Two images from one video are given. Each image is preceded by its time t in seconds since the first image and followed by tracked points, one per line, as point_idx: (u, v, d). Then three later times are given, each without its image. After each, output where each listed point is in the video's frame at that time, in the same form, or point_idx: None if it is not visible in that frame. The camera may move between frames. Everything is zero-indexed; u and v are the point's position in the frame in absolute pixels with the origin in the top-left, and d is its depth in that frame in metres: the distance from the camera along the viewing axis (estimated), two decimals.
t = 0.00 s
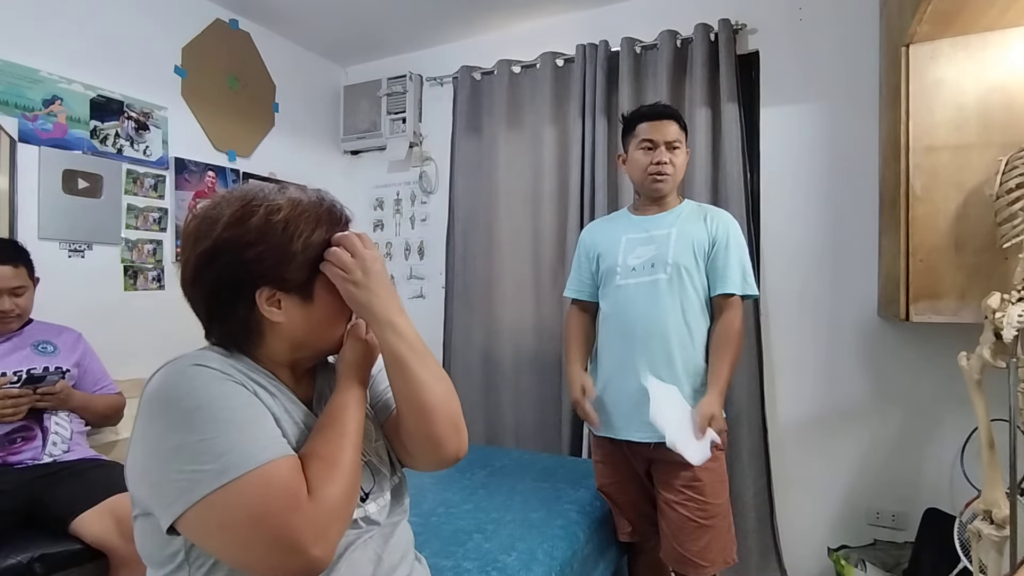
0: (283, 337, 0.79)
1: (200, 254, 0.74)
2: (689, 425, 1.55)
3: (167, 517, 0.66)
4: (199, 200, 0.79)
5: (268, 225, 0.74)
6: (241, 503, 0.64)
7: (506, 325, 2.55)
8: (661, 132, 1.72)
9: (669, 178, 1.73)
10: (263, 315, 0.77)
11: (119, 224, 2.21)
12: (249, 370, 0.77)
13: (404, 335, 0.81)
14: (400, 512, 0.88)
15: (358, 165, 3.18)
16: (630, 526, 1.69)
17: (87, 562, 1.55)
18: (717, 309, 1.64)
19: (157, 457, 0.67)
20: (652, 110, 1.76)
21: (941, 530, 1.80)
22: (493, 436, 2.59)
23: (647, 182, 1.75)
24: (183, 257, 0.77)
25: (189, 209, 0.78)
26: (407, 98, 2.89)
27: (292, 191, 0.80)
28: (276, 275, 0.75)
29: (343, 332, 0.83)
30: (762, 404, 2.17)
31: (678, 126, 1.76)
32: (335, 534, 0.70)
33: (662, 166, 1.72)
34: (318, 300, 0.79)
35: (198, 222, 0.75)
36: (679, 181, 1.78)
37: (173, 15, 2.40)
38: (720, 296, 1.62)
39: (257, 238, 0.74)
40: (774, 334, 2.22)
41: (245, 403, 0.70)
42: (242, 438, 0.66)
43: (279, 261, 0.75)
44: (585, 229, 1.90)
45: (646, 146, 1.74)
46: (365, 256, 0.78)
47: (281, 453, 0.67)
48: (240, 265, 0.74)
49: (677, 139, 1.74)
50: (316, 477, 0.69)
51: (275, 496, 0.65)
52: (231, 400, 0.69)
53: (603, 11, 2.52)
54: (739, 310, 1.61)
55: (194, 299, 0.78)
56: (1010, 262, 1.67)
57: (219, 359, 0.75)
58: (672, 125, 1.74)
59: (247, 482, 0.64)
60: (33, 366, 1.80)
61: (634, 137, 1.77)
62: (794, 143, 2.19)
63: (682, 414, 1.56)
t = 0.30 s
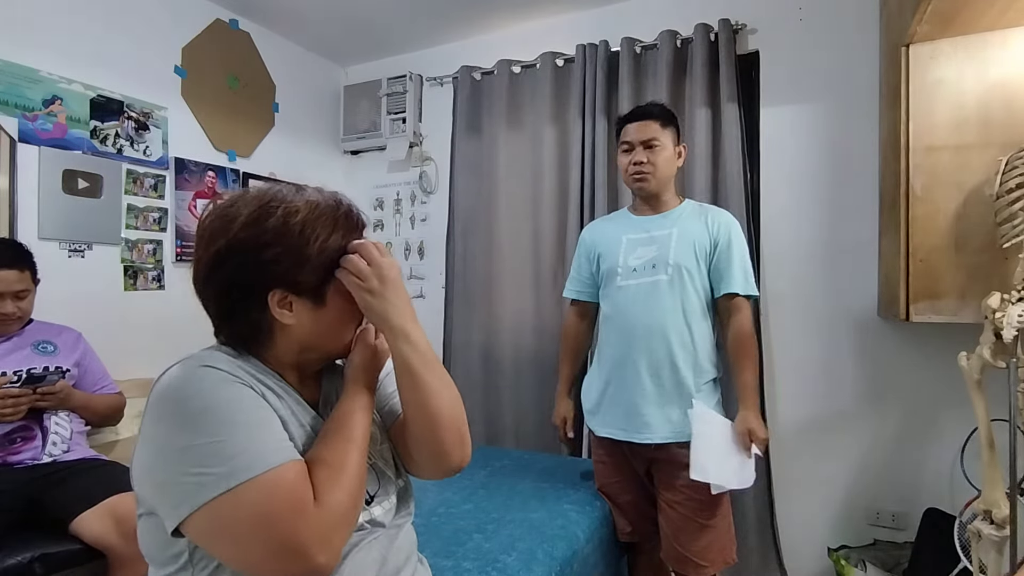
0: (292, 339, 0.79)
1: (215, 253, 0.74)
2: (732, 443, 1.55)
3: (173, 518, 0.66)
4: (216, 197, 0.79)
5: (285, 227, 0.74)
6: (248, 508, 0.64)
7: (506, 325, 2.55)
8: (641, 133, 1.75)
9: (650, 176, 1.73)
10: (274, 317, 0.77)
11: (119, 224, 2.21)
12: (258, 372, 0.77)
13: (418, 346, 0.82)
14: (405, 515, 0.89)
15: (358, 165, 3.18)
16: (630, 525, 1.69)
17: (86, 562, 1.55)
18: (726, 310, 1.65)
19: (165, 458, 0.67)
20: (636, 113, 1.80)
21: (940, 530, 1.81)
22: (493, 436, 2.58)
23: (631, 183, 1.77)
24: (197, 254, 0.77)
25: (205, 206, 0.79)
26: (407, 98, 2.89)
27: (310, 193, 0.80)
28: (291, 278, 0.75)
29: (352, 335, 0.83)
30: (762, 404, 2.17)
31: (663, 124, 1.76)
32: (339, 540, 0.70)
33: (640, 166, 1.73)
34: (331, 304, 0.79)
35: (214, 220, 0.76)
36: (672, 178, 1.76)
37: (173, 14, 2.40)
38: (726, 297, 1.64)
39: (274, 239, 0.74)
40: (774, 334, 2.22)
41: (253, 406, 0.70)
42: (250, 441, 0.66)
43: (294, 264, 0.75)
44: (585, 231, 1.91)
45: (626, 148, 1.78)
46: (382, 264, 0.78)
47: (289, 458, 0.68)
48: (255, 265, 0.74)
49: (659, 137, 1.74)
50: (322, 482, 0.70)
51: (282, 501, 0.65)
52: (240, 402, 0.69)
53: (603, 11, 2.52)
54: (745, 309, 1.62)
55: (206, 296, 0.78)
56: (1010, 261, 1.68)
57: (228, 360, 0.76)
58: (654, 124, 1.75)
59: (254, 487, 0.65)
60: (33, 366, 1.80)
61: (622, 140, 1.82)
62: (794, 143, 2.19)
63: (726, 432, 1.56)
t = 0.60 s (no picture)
0: (301, 339, 0.79)
1: (229, 251, 0.75)
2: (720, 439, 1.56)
3: (178, 516, 0.66)
4: (232, 195, 0.79)
5: (300, 228, 0.74)
6: (252, 507, 0.64)
7: (506, 324, 2.55)
8: (632, 135, 1.75)
9: (643, 177, 1.73)
10: (284, 316, 0.77)
11: (119, 224, 2.21)
12: (266, 371, 0.77)
13: (420, 355, 0.82)
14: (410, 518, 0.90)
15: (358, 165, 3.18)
16: (630, 526, 1.68)
17: (87, 562, 1.55)
18: (721, 310, 1.65)
19: (171, 455, 0.67)
20: (628, 116, 1.80)
21: (940, 530, 1.80)
22: (493, 436, 2.58)
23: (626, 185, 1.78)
24: (210, 251, 0.77)
25: (221, 203, 0.79)
26: (407, 98, 2.89)
27: (326, 194, 0.80)
28: (302, 278, 0.75)
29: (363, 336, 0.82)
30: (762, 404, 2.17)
31: (656, 124, 1.76)
32: (343, 542, 0.70)
33: (633, 168, 1.73)
34: (342, 305, 0.79)
35: (229, 218, 0.76)
36: (667, 178, 1.75)
37: (173, 14, 2.40)
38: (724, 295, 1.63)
39: (288, 240, 0.74)
40: (774, 334, 2.22)
41: (261, 405, 0.70)
42: (256, 441, 0.66)
43: (307, 265, 0.75)
44: (585, 232, 1.91)
45: (620, 150, 1.79)
46: (393, 270, 0.79)
47: (294, 458, 0.68)
48: (268, 265, 0.74)
49: (652, 138, 1.74)
50: (327, 484, 0.70)
51: (286, 501, 0.65)
52: (247, 401, 0.69)
53: (603, 11, 2.52)
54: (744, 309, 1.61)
55: (218, 293, 0.78)
56: (1010, 262, 1.68)
57: (236, 357, 0.76)
58: (646, 126, 1.75)
59: (259, 487, 0.65)
60: (33, 366, 1.80)
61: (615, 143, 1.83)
62: (794, 143, 2.19)
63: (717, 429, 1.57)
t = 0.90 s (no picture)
0: (313, 339, 0.79)
1: (245, 249, 0.75)
2: (695, 429, 1.54)
3: (187, 515, 0.67)
4: (249, 192, 0.79)
5: (317, 228, 0.74)
6: (262, 507, 0.65)
7: (506, 324, 2.55)
8: (633, 134, 1.75)
9: (643, 177, 1.73)
10: (297, 316, 0.77)
11: (119, 224, 2.21)
12: (277, 369, 0.77)
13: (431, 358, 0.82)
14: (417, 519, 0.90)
15: (358, 165, 3.18)
16: (630, 525, 1.69)
17: (87, 562, 1.55)
18: (718, 309, 1.64)
19: (182, 453, 0.67)
20: (629, 116, 1.80)
21: (941, 531, 1.80)
22: (493, 436, 2.59)
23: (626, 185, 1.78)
24: (226, 248, 0.77)
25: (238, 201, 0.79)
26: (407, 98, 2.89)
27: (343, 194, 0.80)
28: (318, 278, 0.75)
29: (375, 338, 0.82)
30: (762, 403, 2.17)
31: (656, 125, 1.76)
32: (351, 545, 0.70)
33: (633, 167, 1.73)
34: (355, 306, 0.79)
35: (247, 215, 0.76)
36: (667, 178, 1.75)
37: (173, 14, 2.40)
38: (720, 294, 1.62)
39: (305, 240, 0.74)
40: (774, 334, 2.22)
41: (273, 405, 0.70)
42: (267, 442, 0.67)
43: (323, 266, 0.75)
44: (584, 231, 1.91)
45: (620, 150, 1.79)
46: (410, 276, 0.79)
47: (305, 459, 0.68)
48: (284, 264, 0.74)
49: (652, 138, 1.74)
50: (336, 486, 0.70)
51: (296, 502, 0.65)
52: (259, 400, 0.69)
53: (603, 11, 2.52)
54: (739, 310, 1.60)
55: (232, 291, 0.78)
56: (1010, 262, 1.68)
57: (248, 355, 0.76)
58: (646, 125, 1.74)
59: (269, 487, 0.65)
60: (33, 366, 1.80)
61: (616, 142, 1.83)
62: (794, 143, 2.19)
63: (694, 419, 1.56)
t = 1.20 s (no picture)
0: (316, 342, 0.79)
1: (248, 250, 0.75)
2: (712, 438, 1.55)
3: (186, 521, 0.67)
4: (252, 191, 0.79)
5: (321, 230, 0.74)
6: (260, 515, 0.65)
7: (506, 324, 2.55)
8: (634, 134, 1.75)
9: (643, 179, 1.73)
10: (298, 319, 0.78)
11: (119, 224, 2.21)
12: (279, 372, 0.77)
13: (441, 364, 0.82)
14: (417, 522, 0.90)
15: (358, 165, 3.18)
16: (630, 526, 1.70)
17: (87, 562, 1.55)
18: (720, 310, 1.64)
19: (181, 458, 0.67)
20: (631, 116, 1.80)
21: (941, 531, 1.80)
22: (493, 436, 2.59)
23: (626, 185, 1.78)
24: (228, 248, 0.77)
25: (241, 200, 0.79)
26: (407, 98, 2.89)
27: (348, 194, 0.80)
28: (320, 280, 0.75)
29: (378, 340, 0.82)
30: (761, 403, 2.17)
31: (658, 125, 1.76)
32: (348, 555, 0.69)
33: (633, 167, 1.74)
34: (358, 308, 0.79)
35: (250, 216, 0.76)
36: (667, 179, 1.75)
37: (173, 14, 2.40)
38: (721, 295, 1.63)
39: (308, 242, 0.74)
40: (774, 334, 2.22)
41: (272, 412, 0.70)
42: (265, 450, 0.66)
43: (327, 269, 0.75)
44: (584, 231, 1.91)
45: (621, 150, 1.79)
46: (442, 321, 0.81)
47: (303, 468, 0.68)
48: (287, 266, 0.74)
49: (653, 139, 1.74)
50: (334, 495, 0.70)
51: (293, 511, 0.65)
52: (259, 407, 0.69)
53: (603, 11, 2.52)
54: (742, 309, 1.61)
55: (234, 291, 0.78)
56: (1010, 262, 1.68)
57: (249, 358, 0.76)
58: (648, 126, 1.74)
59: (267, 495, 0.65)
60: (33, 366, 1.80)
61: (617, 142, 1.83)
62: (794, 143, 2.19)
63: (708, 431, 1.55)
